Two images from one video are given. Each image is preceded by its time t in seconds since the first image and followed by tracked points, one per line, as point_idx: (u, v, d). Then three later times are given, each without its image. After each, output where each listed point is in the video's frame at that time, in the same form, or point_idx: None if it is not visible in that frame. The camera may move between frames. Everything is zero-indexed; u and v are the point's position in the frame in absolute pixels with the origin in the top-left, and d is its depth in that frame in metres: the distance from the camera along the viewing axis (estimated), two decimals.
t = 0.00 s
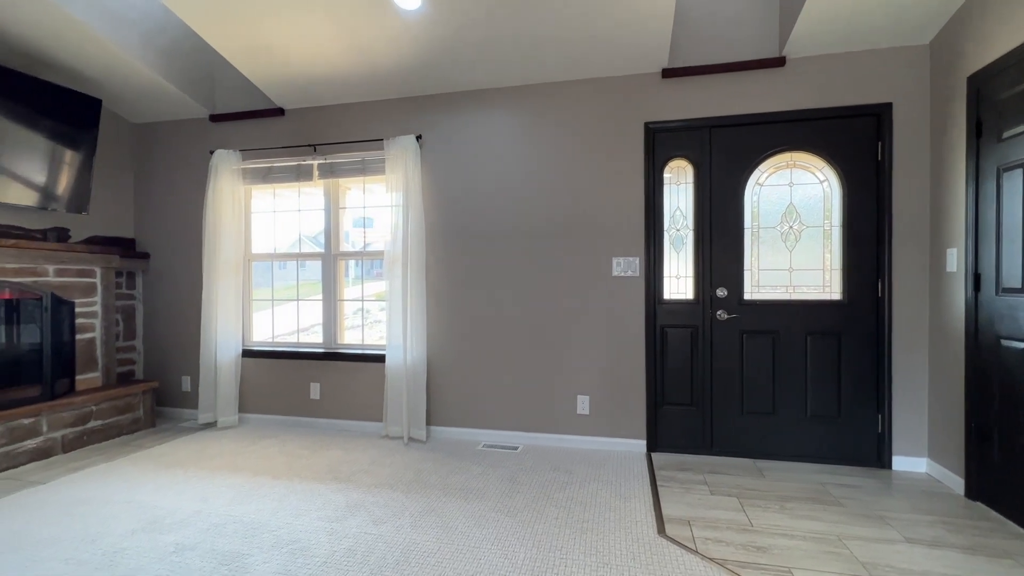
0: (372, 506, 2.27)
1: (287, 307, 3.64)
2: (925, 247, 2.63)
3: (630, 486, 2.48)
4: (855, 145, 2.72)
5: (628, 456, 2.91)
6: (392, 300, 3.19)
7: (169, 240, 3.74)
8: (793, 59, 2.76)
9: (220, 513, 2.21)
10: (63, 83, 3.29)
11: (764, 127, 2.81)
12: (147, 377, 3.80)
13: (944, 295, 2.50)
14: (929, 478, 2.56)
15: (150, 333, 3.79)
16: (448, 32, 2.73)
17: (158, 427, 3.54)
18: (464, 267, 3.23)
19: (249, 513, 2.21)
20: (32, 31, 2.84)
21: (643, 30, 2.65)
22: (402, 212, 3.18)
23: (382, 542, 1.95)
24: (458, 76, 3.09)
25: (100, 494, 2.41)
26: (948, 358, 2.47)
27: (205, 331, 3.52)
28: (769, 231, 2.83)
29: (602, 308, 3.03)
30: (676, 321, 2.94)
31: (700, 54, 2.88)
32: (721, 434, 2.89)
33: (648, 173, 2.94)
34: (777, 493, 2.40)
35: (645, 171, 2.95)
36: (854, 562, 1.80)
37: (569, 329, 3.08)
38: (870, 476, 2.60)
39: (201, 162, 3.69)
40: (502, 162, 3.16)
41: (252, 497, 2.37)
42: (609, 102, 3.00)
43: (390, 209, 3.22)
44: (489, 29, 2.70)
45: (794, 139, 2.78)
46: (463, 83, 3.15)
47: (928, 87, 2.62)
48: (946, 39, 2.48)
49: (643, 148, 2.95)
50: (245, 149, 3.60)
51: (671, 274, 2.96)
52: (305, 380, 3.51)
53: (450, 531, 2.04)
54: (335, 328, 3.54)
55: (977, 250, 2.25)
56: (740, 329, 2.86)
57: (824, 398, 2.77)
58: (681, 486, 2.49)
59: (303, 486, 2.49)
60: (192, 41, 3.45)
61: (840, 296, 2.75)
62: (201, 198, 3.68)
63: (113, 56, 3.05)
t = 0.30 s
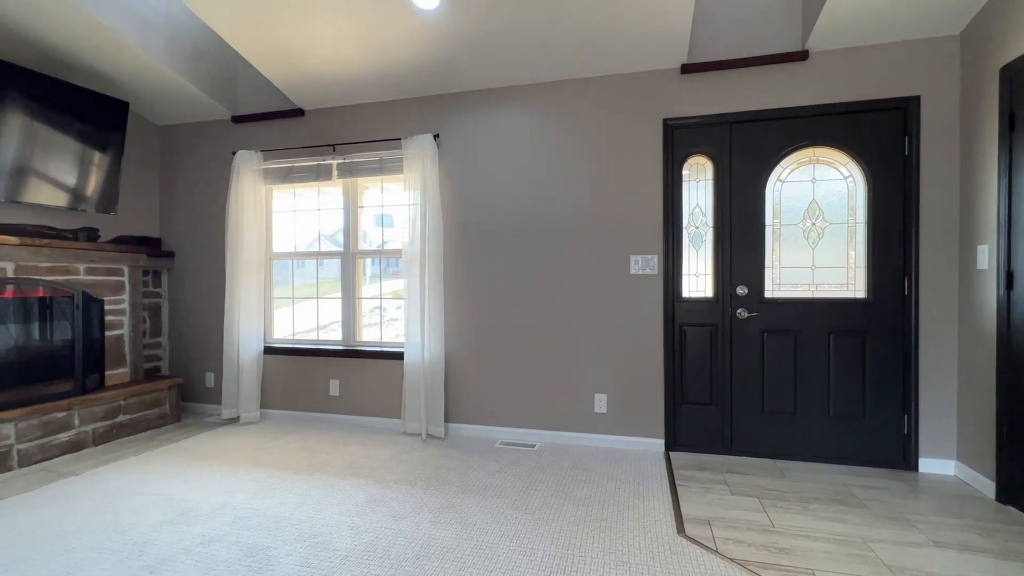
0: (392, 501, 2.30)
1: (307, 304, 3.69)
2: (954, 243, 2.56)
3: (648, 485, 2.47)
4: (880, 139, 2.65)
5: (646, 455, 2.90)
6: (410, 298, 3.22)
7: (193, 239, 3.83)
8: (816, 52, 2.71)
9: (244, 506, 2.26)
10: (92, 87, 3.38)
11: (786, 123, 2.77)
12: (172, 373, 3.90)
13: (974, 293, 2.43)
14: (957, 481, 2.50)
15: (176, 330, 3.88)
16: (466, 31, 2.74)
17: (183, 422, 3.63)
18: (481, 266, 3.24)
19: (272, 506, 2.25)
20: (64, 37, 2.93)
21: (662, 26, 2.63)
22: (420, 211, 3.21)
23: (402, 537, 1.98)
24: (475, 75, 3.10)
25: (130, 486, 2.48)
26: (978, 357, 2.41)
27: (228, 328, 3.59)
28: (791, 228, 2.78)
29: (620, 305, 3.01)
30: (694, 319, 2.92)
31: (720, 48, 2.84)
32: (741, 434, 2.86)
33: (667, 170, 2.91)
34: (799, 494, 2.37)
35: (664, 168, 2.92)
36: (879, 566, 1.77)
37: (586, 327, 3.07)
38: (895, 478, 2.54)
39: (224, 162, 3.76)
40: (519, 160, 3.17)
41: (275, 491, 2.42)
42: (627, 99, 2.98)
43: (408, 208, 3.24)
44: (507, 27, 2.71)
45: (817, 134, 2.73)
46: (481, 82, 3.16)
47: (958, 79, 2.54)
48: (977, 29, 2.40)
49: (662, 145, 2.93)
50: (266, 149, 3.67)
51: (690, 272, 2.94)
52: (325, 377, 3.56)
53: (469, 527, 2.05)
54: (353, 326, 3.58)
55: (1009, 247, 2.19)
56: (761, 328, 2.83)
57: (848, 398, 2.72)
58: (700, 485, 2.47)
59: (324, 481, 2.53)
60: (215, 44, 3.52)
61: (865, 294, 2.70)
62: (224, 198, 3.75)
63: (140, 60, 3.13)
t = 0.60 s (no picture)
0: (414, 497, 2.33)
1: (328, 303, 3.75)
2: (988, 240, 2.47)
3: (669, 484, 2.45)
4: (911, 133, 2.58)
5: (666, 455, 2.88)
6: (429, 296, 3.25)
7: (220, 238, 3.92)
8: (843, 44, 2.64)
9: (270, 500, 2.31)
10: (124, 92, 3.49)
11: (811, 118, 2.71)
12: (200, 369, 4.01)
13: (1011, 291, 2.35)
14: (992, 486, 2.42)
15: (203, 327, 3.99)
16: (486, 30, 2.75)
17: (211, 417, 3.72)
18: (500, 264, 3.25)
19: (297, 500, 2.30)
20: (98, 44, 3.03)
21: (683, 21, 2.60)
22: (440, 209, 3.23)
23: (424, 532, 2.00)
24: (495, 74, 3.10)
25: (161, 478, 2.56)
26: (1015, 358, 2.32)
27: (253, 325, 3.67)
28: (817, 225, 2.72)
29: (640, 304, 2.99)
30: (716, 318, 2.88)
31: (743, 42, 2.80)
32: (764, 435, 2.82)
33: (688, 167, 2.88)
34: (824, 496, 2.32)
35: (685, 165, 2.89)
36: (909, 570, 1.73)
37: (606, 326, 3.06)
38: (925, 482, 2.48)
39: (248, 163, 3.84)
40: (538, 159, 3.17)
41: (299, 485, 2.47)
42: (647, 95, 2.95)
43: (428, 207, 3.27)
44: (526, 26, 2.71)
45: (845, 129, 2.66)
46: (500, 80, 3.16)
47: (993, 70, 2.46)
48: (1014, 18, 2.32)
49: (683, 142, 2.89)
50: (289, 150, 3.73)
51: (711, 270, 2.90)
52: (347, 374, 3.62)
53: (491, 523, 2.07)
54: (374, 323, 3.62)
55: None
56: (785, 327, 2.78)
57: (875, 399, 2.66)
58: (723, 486, 2.44)
59: (346, 476, 2.58)
60: (241, 48, 3.59)
61: (893, 293, 2.63)
62: (249, 198, 3.84)
63: (169, 65, 3.22)
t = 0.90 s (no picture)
0: (439, 494, 2.35)
1: (352, 301, 3.81)
2: None
3: (692, 485, 2.42)
4: (946, 126, 2.50)
5: (690, 456, 2.84)
6: (451, 295, 3.27)
7: (246, 238, 4.01)
8: (874, 36, 2.57)
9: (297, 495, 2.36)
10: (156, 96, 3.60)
11: (840, 112, 2.64)
12: (228, 366, 4.11)
13: None
14: None
15: (231, 325, 4.09)
16: (507, 29, 2.76)
17: (239, 413, 3.82)
18: (521, 263, 3.26)
19: (323, 496, 2.35)
20: (132, 50, 3.13)
21: (707, 16, 2.56)
22: (461, 208, 3.25)
23: (447, 530, 2.02)
24: (516, 72, 3.10)
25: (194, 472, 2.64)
26: None
27: (279, 323, 3.75)
28: (846, 222, 2.66)
29: (662, 303, 2.96)
30: (741, 317, 2.83)
31: (769, 36, 2.74)
32: (791, 436, 2.76)
33: (712, 164, 2.84)
34: (854, 500, 2.27)
35: (709, 162, 2.84)
36: None
37: (628, 325, 3.03)
38: (961, 487, 2.39)
39: (274, 165, 3.92)
40: (559, 157, 3.16)
41: (324, 481, 2.52)
42: (670, 92, 2.92)
43: (450, 206, 3.29)
44: (548, 24, 2.70)
45: (876, 123, 2.59)
46: (521, 79, 3.16)
47: None
48: None
49: (707, 138, 2.85)
50: (314, 150, 3.80)
51: (736, 269, 2.85)
52: (370, 371, 3.67)
53: (513, 522, 2.08)
54: (396, 322, 3.66)
55: None
56: (813, 327, 2.72)
57: (908, 401, 2.58)
58: (748, 488, 2.40)
59: (370, 472, 2.62)
60: (266, 51, 3.67)
61: (927, 292, 2.55)
62: (274, 198, 3.92)
63: (199, 69, 3.31)
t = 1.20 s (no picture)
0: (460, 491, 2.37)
1: (374, 300, 3.86)
2: None
3: (717, 487, 2.39)
4: (985, 119, 2.40)
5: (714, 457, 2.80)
6: (472, 293, 3.29)
7: (272, 238, 4.10)
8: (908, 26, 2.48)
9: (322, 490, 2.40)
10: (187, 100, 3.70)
11: (872, 105, 2.57)
12: (255, 363, 4.21)
13: None
14: None
15: (257, 323, 4.18)
16: (529, 28, 2.75)
17: (265, 409, 3.91)
18: (543, 262, 3.25)
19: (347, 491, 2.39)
20: (164, 56, 3.23)
21: (733, 9, 2.51)
22: (483, 207, 3.27)
23: (469, 528, 2.04)
24: (537, 71, 3.10)
25: (203, 471, 2.67)
26: None
27: (304, 321, 3.82)
28: (878, 219, 2.58)
29: (686, 302, 2.92)
30: (767, 317, 2.78)
31: (797, 29, 2.67)
32: (819, 439, 2.69)
33: (737, 160, 2.79)
34: (885, 504, 2.21)
35: (734, 158, 2.79)
36: None
37: (650, 324, 3.00)
38: (1001, 494, 2.30)
39: (299, 166, 4.00)
40: (581, 155, 3.14)
41: (348, 476, 2.56)
42: (693, 87, 2.87)
43: (471, 205, 3.31)
44: (570, 21, 2.69)
45: (910, 116, 2.51)
46: (543, 77, 3.16)
47: None
48: None
49: (732, 134, 2.80)
50: (337, 151, 3.86)
51: (762, 267, 2.80)
52: (392, 369, 3.71)
53: (535, 521, 2.08)
54: (417, 320, 3.70)
55: None
56: (842, 326, 2.65)
57: (944, 403, 2.49)
58: (773, 490, 2.36)
59: (393, 469, 2.65)
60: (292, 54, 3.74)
61: (965, 291, 2.46)
62: (299, 199, 3.99)
63: (227, 73, 3.39)
